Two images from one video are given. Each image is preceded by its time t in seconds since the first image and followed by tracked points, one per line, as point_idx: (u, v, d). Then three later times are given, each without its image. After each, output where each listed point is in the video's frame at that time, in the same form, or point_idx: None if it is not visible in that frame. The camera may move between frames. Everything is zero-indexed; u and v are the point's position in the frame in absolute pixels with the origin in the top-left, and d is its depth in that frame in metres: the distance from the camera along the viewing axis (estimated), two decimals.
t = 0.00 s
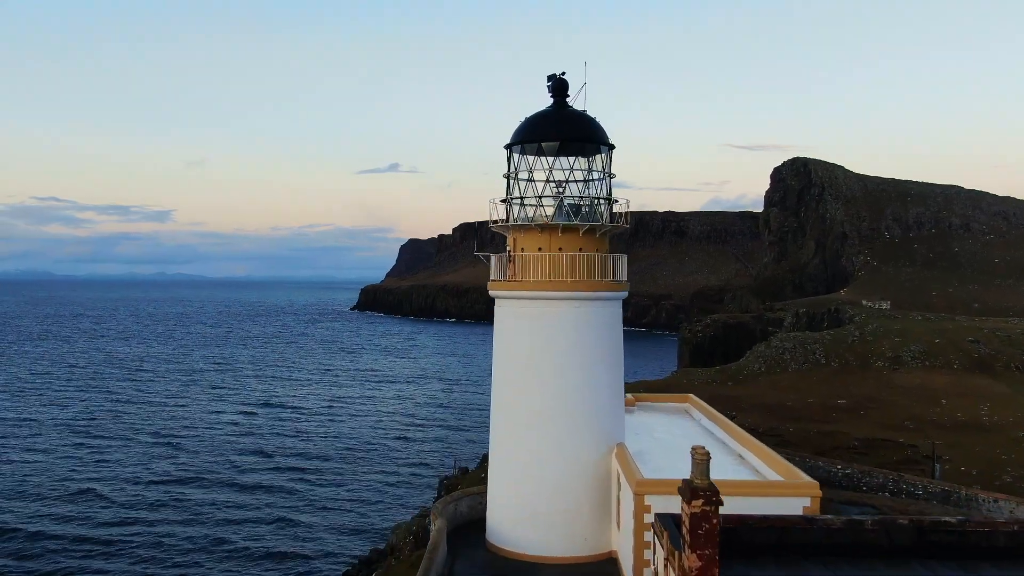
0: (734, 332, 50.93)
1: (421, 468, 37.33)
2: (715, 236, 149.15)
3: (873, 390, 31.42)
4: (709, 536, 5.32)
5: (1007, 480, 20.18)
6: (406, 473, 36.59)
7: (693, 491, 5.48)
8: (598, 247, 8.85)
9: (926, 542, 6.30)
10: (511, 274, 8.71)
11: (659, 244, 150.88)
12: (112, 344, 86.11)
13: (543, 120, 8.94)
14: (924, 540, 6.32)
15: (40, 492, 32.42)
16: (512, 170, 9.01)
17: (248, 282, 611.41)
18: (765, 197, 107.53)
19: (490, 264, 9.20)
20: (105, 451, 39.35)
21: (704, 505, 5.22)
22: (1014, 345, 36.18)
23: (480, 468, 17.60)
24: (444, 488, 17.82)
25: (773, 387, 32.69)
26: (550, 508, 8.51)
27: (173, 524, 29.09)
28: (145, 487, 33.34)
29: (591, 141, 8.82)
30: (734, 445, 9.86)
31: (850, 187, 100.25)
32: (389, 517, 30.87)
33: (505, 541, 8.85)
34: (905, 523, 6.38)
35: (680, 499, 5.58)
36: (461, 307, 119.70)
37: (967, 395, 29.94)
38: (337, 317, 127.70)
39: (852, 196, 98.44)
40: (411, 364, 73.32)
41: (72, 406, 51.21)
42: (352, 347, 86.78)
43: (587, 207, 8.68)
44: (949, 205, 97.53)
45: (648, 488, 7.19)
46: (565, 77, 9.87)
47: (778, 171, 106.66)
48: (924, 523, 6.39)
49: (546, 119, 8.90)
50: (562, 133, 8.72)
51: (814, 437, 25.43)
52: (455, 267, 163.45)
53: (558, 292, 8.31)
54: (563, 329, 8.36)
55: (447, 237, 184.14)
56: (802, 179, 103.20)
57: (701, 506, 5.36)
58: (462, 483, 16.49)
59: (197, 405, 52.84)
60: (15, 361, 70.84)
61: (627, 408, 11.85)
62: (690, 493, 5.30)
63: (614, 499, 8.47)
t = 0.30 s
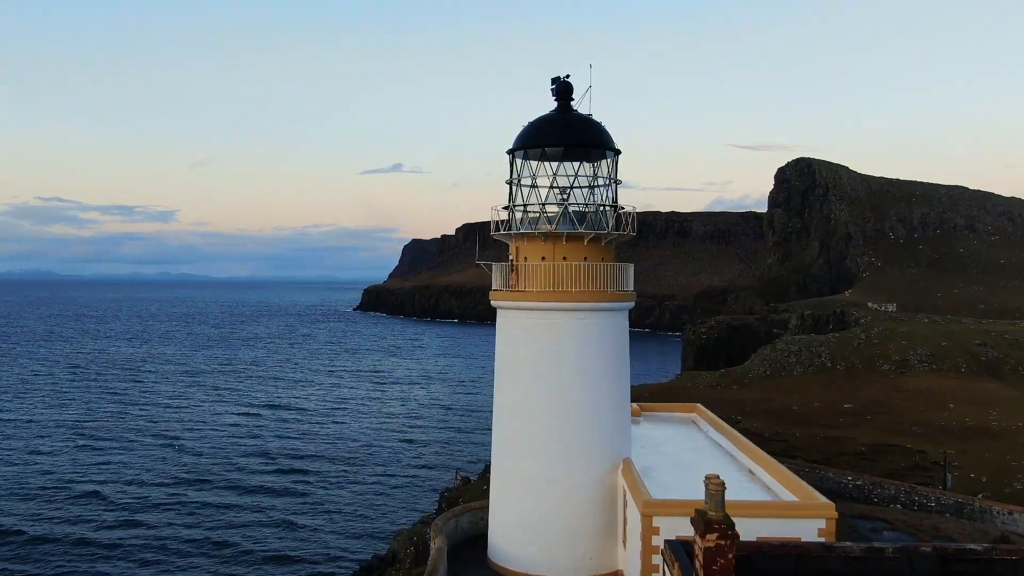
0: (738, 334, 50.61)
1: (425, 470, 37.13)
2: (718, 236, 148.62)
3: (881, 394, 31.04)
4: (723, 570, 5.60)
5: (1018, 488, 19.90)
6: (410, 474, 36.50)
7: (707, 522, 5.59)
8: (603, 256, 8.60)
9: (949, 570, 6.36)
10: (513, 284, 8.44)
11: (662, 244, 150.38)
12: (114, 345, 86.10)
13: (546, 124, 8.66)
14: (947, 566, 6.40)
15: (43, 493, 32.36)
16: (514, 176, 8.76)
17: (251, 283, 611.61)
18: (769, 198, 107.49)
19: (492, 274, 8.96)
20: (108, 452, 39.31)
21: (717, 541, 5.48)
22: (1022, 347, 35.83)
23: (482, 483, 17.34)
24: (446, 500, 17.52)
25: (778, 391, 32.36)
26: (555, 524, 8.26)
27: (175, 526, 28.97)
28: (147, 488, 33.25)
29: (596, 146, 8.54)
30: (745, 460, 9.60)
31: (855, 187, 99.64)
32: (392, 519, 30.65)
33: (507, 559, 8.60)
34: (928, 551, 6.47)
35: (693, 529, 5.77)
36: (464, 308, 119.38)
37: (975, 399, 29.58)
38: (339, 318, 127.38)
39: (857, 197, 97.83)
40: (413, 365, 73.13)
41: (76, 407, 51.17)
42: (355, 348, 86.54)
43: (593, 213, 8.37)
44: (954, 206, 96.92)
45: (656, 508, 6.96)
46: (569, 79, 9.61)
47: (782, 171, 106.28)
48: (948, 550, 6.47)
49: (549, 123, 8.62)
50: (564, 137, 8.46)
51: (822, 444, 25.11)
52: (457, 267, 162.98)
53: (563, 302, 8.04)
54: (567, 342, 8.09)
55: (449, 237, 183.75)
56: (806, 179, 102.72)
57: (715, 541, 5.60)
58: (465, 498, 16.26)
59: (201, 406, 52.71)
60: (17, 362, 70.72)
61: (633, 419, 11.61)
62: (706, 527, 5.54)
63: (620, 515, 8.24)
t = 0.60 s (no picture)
0: (743, 337, 50.27)
1: (429, 473, 36.91)
2: (722, 237, 148.15)
3: (888, 398, 30.73)
4: None
5: None
6: (415, 475, 36.45)
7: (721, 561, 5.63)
8: (610, 266, 8.33)
9: None
10: (516, 295, 8.18)
11: (666, 245, 149.92)
12: (118, 346, 86.04)
13: (550, 130, 8.40)
14: None
15: (48, 494, 32.37)
16: (517, 184, 8.51)
17: (256, 283, 612.80)
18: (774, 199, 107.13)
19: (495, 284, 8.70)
20: (113, 452, 39.33)
21: None
22: None
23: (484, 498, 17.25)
24: (449, 514, 17.37)
25: (784, 395, 32.04)
26: (559, 541, 8.03)
27: (176, 528, 28.80)
28: (150, 490, 33.11)
29: (601, 151, 8.29)
30: (755, 476, 9.31)
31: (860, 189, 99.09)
32: (396, 522, 30.43)
33: None
34: None
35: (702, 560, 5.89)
36: (467, 309, 119.18)
37: (983, 403, 29.25)
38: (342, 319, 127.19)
39: (862, 198, 97.35)
40: (416, 366, 72.99)
41: (79, 408, 51.09)
42: (357, 349, 86.32)
43: (599, 221, 8.09)
44: (960, 207, 96.40)
45: (662, 532, 6.72)
46: (574, 84, 9.37)
47: (787, 172, 105.85)
48: None
49: (553, 129, 8.37)
50: (569, 144, 8.20)
51: (829, 449, 24.83)
52: (461, 268, 162.75)
53: (567, 314, 7.77)
54: (572, 355, 7.84)
55: (453, 238, 183.57)
56: (810, 180, 102.25)
57: None
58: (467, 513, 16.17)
59: (204, 407, 52.61)
60: (20, 364, 70.66)
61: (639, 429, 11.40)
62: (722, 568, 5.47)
63: (627, 535, 7.98)
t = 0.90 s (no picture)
0: (748, 339, 49.91)
1: (432, 474, 36.75)
2: (726, 237, 147.61)
3: (895, 403, 30.37)
4: None
5: None
6: (420, 477, 36.31)
7: None
8: (615, 276, 8.07)
9: None
10: (520, 306, 7.94)
11: (669, 246, 149.43)
12: (121, 346, 85.96)
13: (554, 135, 8.12)
14: None
15: (52, 495, 32.27)
16: (520, 193, 8.26)
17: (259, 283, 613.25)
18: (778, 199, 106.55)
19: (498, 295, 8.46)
20: (117, 454, 39.23)
21: None
22: None
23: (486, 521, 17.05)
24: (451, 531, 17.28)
25: (790, 399, 31.70)
26: (564, 560, 7.78)
27: (178, 530, 28.66)
28: (152, 491, 33.01)
29: (607, 157, 8.01)
30: (765, 491, 9.05)
31: (866, 190, 97.53)
32: (399, 524, 30.26)
33: None
34: None
35: None
36: (470, 310, 118.97)
37: (992, 408, 28.93)
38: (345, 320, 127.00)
39: (867, 198, 96.87)
40: (419, 367, 72.79)
41: (82, 409, 50.98)
42: (360, 350, 86.16)
43: (605, 231, 7.80)
44: (965, 207, 95.85)
45: (672, 556, 6.48)
46: (579, 86, 9.08)
47: (791, 173, 105.29)
48: None
49: (557, 134, 8.09)
50: (574, 149, 7.92)
51: (836, 455, 24.50)
52: (464, 269, 162.45)
53: (571, 327, 7.53)
54: (577, 369, 7.58)
55: (456, 238, 183.24)
56: (815, 181, 101.70)
57: None
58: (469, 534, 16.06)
59: (208, 408, 52.52)
60: (23, 364, 70.60)
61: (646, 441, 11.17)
62: None
63: (635, 554, 7.71)
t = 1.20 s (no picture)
0: (753, 341, 49.54)
1: (437, 476, 36.57)
2: (730, 238, 147.08)
3: (903, 407, 30.05)
4: None
5: None
6: (424, 479, 36.12)
7: None
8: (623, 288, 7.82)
9: None
10: (523, 320, 7.70)
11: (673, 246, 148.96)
12: (124, 347, 85.94)
13: (559, 143, 7.89)
14: None
15: (57, 497, 32.16)
16: (523, 202, 8.00)
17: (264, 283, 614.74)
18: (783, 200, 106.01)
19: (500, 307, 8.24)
20: (121, 455, 39.12)
21: None
22: None
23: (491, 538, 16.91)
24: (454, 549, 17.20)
25: (796, 404, 31.36)
26: None
27: (183, 533, 28.50)
28: (156, 493, 32.82)
29: (613, 165, 7.76)
30: (777, 510, 8.76)
31: (870, 190, 97.51)
32: (405, 527, 30.08)
33: None
34: None
35: None
36: (474, 310, 118.80)
37: (1001, 413, 28.58)
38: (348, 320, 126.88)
39: (872, 199, 96.27)
40: (423, 368, 72.63)
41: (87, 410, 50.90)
42: (364, 351, 85.98)
43: (613, 241, 7.57)
44: (971, 208, 95.32)
45: None
46: (584, 93, 8.85)
47: (796, 173, 104.75)
48: None
49: (562, 141, 7.86)
50: (579, 157, 7.70)
51: (844, 461, 24.21)
52: (467, 269, 162.23)
53: (576, 340, 7.28)
54: (583, 381, 7.32)
55: (459, 239, 183.00)
56: (820, 181, 101.18)
57: None
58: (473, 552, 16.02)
59: (211, 409, 52.42)
60: (28, 364, 70.66)
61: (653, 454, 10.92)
62: None
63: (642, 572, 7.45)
